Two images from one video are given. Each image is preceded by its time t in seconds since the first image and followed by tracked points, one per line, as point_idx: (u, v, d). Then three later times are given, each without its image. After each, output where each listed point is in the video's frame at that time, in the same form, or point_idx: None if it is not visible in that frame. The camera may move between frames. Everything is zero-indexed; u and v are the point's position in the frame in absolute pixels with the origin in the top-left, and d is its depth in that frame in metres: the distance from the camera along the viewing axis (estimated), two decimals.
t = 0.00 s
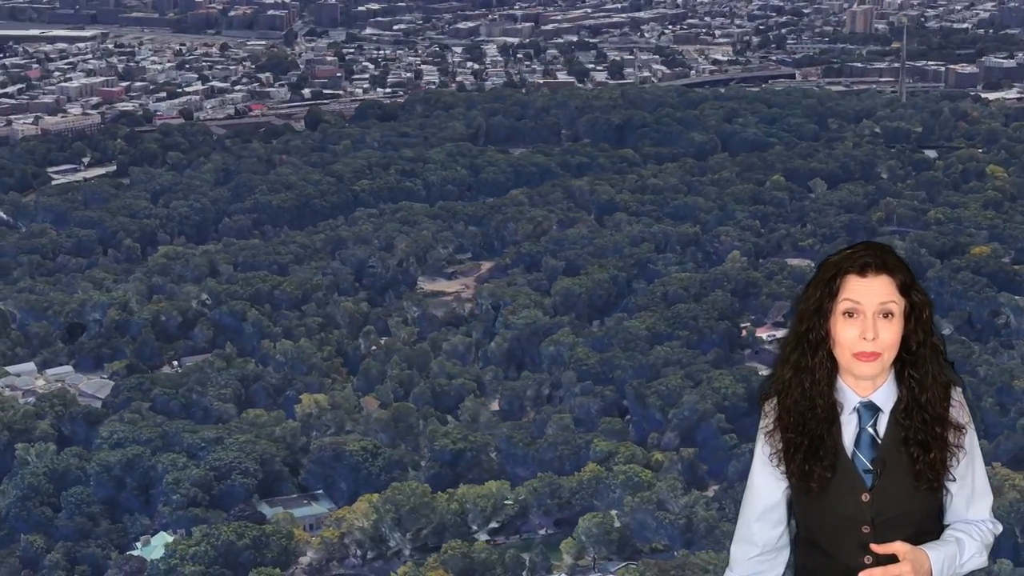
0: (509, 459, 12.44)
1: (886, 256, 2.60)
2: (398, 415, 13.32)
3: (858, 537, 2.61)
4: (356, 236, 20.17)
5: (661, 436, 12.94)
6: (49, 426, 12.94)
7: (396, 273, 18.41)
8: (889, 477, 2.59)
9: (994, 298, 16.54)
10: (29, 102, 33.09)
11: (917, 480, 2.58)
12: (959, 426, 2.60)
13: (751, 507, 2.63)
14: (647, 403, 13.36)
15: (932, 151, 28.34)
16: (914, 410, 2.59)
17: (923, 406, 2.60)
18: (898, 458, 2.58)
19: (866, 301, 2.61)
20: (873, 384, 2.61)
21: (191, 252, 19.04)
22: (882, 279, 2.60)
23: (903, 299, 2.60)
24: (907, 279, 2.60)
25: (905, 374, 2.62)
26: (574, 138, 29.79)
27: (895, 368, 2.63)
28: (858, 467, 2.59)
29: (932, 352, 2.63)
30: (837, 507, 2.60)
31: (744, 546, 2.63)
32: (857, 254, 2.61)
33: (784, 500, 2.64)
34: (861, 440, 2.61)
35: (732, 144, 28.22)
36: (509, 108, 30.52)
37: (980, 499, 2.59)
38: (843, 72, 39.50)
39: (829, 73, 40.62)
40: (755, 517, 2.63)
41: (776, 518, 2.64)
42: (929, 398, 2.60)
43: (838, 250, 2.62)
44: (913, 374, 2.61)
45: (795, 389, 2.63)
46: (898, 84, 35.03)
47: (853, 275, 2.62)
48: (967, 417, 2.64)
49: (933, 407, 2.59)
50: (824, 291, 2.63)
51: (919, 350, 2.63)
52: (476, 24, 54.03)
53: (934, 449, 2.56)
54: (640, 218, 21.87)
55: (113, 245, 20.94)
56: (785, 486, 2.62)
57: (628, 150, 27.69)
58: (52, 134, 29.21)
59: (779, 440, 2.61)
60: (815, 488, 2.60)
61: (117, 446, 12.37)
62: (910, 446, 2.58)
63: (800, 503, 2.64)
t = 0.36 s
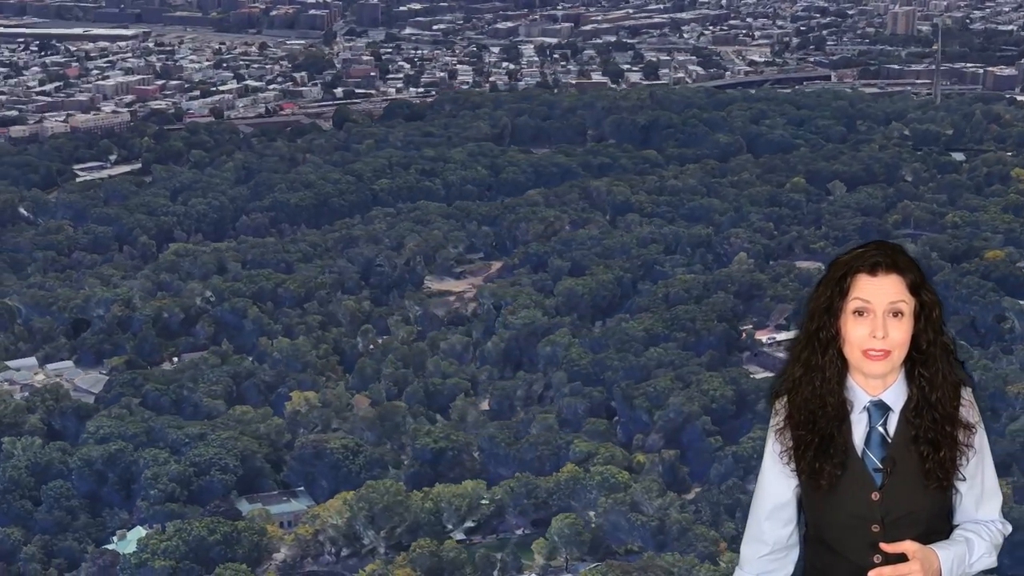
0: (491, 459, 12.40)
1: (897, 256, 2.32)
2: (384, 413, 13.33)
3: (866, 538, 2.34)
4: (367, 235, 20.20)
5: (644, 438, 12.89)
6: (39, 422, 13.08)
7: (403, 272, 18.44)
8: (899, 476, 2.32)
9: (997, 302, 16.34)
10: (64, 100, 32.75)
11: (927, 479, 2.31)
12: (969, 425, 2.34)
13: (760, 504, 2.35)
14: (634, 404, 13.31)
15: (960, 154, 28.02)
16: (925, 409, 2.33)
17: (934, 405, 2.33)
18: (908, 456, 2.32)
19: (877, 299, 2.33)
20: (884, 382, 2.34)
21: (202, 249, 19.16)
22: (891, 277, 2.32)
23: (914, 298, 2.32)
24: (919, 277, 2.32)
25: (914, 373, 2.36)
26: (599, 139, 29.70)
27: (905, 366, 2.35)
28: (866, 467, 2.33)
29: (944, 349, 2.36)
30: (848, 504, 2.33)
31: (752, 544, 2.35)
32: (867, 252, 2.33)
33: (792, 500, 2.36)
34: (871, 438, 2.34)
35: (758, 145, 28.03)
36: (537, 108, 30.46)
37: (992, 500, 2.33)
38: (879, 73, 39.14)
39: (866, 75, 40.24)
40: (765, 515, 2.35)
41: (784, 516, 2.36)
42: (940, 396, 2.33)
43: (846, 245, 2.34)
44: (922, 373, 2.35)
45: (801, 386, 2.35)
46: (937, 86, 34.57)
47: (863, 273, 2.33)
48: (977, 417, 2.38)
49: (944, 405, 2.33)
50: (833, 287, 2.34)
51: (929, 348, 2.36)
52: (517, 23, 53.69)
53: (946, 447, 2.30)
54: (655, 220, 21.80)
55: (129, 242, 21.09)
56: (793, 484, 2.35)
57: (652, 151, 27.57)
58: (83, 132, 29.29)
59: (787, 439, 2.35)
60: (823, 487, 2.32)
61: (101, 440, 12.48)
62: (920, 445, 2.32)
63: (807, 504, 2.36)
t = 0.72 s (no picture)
0: (473, 458, 12.40)
1: (906, 253, 1.89)
2: (371, 412, 13.39)
3: (874, 537, 1.90)
4: (380, 233, 20.21)
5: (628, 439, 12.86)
6: (29, 415, 13.20)
7: (410, 272, 18.48)
8: (904, 477, 1.89)
9: (1001, 309, 16.16)
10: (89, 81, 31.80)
11: (934, 478, 1.88)
12: (980, 422, 1.91)
13: (768, 500, 1.91)
14: (621, 406, 13.27)
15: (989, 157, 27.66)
16: (935, 406, 1.90)
17: (946, 401, 1.91)
18: (915, 455, 1.89)
19: (885, 298, 1.91)
20: (892, 379, 1.91)
21: (214, 247, 19.26)
22: (899, 276, 1.89)
23: (926, 297, 1.90)
24: (927, 276, 1.90)
25: (923, 369, 1.93)
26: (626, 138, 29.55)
27: (913, 361, 1.93)
28: (871, 467, 1.89)
29: (952, 348, 1.94)
30: (857, 503, 1.89)
31: (759, 542, 1.91)
32: (875, 247, 1.90)
33: (801, 500, 1.92)
34: (877, 437, 1.91)
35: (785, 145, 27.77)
36: (564, 107, 30.35)
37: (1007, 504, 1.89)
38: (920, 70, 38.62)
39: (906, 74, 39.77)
40: (772, 514, 1.91)
41: (794, 515, 1.92)
42: (949, 394, 1.91)
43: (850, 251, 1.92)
44: (931, 369, 1.92)
45: (809, 384, 1.93)
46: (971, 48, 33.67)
47: (871, 273, 1.91)
48: (990, 415, 1.95)
49: (954, 402, 1.91)
50: (842, 291, 1.92)
51: (938, 346, 1.94)
52: (555, 22, 53.02)
53: (955, 445, 1.87)
54: (670, 221, 21.69)
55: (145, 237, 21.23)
56: (803, 482, 1.91)
57: (676, 151, 27.40)
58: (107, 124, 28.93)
59: (796, 436, 1.91)
60: (830, 485, 1.89)
61: (87, 435, 12.59)
62: (929, 441, 1.88)
63: (817, 502, 1.92)
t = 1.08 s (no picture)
0: (456, 458, 12.41)
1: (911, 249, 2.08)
2: (359, 411, 13.45)
3: (874, 538, 2.08)
4: (392, 232, 20.24)
5: (613, 441, 12.84)
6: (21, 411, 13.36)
7: (418, 273, 18.51)
8: (909, 475, 2.08)
9: (1006, 312, 15.94)
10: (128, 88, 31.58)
11: (936, 478, 2.07)
12: (982, 422, 2.10)
13: (765, 504, 2.08)
14: (608, 408, 13.25)
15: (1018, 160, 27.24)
16: (938, 406, 2.09)
17: (948, 401, 2.10)
18: (918, 456, 2.08)
19: (890, 297, 2.09)
20: (894, 378, 2.09)
21: (225, 245, 19.36)
22: (903, 274, 2.09)
23: (927, 292, 2.09)
24: (930, 271, 2.09)
25: (925, 369, 2.12)
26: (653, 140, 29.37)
27: (916, 361, 2.12)
28: (874, 464, 2.08)
29: (955, 346, 2.12)
30: (858, 504, 2.08)
31: (761, 541, 2.08)
32: (879, 247, 2.09)
33: (801, 500, 2.10)
34: (880, 436, 2.09)
35: (812, 148, 27.50)
36: (592, 110, 30.21)
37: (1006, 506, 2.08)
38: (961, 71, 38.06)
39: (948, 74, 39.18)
40: (768, 518, 2.08)
41: (794, 515, 2.10)
42: (952, 392, 2.10)
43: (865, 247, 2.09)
44: (934, 368, 2.11)
45: (810, 386, 2.10)
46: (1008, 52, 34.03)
47: (876, 272, 2.09)
48: (990, 415, 2.15)
49: (957, 402, 2.10)
50: (845, 284, 2.10)
51: (941, 344, 2.12)
52: (598, 25, 52.53)
53: (958, 445, 2.06)
54: (686, 223, 21.57)
55: (161, 236, 21.39)
56: (803, 483, 2.09)
57: (700, 153, 27.20)
58: (141, 127, 28.85)
59: (794, 436, 2.09)
60: (832, 486, 2.07)
61: (74, 430, 12.73)
62: (931, 441, 2.07)
63: (817, 502, 2.10)
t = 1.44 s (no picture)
0: (440, 456, 12.47)
1: (907, 256, 2.41)
2: (347, 408, 13.55)
3: (871, 536, 2.40)
4: (403, 230, 20.28)
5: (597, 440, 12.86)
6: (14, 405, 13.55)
7: (425, 272, 18.58)
8: (906, 473, 2.40)
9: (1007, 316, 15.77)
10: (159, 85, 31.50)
11: (933, 477, 2.39)
12: (975, 424, 2.43)
13: (772, 499, 2.41)
14: (595, 408, 13.28)
15: None
16: (934, 409, 2.41)
17: (943, 403, 2.42)
18: (914, 456, 2.40)
19: (885, 299, 2.42)
20: (891, 381, 2.42)
21: (236, 242, 19.47)
22: (900, 276, 2.41)
23: (921, 298, 2.41)
24: (926, 276, 2.41)
25: (922, 371, 2.45)
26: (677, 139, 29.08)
27: (913, 366, 2.44)
28: (873, 463, 2.40)
29: (950, 349, 2.45)
30: (854, 505, 2.40)
31: (767, 533, 2.41)
32: (876, 250, 2.42)
33: (800, 500, 2.43)
34: (878, 436, 2.42)
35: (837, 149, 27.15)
36: (616, 109, 29.99)
37: (997, 503, 2.42)
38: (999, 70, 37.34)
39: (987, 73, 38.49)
40: (774, 512, 2.41)
41: (795, 513, 2.42)
42: (947, 395, 2.42)
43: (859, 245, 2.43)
44: (930, 371, 2.44)
45: (815, 388, 2.43)
46: None
47: (872, 273, 2.42)
48: (983, 418, 2.47)
49: (952, 404, 2.42)
50: (843, 286, 2.43)
51: (937, 346, 2.45)
52: (635, 24, 51.78)
53: (952, 446, 2.39)
54: (700, 224, 21.48)
55: (175, 231, 21.50)
56: (802, 483, 2.42)
57: (722, 154, 26.97)
58: (168, 125, 28.67)
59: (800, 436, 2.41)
60: (832, 485, 2.39)
61: (63, 425, 12.90)
62: (926, 442, 2.40)
63: (815, 502, 2.43)
